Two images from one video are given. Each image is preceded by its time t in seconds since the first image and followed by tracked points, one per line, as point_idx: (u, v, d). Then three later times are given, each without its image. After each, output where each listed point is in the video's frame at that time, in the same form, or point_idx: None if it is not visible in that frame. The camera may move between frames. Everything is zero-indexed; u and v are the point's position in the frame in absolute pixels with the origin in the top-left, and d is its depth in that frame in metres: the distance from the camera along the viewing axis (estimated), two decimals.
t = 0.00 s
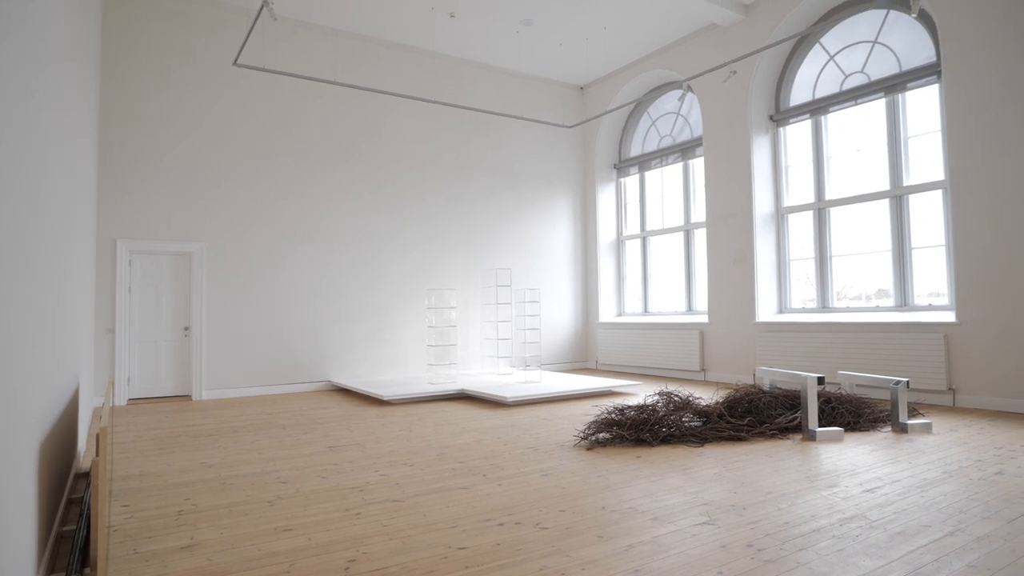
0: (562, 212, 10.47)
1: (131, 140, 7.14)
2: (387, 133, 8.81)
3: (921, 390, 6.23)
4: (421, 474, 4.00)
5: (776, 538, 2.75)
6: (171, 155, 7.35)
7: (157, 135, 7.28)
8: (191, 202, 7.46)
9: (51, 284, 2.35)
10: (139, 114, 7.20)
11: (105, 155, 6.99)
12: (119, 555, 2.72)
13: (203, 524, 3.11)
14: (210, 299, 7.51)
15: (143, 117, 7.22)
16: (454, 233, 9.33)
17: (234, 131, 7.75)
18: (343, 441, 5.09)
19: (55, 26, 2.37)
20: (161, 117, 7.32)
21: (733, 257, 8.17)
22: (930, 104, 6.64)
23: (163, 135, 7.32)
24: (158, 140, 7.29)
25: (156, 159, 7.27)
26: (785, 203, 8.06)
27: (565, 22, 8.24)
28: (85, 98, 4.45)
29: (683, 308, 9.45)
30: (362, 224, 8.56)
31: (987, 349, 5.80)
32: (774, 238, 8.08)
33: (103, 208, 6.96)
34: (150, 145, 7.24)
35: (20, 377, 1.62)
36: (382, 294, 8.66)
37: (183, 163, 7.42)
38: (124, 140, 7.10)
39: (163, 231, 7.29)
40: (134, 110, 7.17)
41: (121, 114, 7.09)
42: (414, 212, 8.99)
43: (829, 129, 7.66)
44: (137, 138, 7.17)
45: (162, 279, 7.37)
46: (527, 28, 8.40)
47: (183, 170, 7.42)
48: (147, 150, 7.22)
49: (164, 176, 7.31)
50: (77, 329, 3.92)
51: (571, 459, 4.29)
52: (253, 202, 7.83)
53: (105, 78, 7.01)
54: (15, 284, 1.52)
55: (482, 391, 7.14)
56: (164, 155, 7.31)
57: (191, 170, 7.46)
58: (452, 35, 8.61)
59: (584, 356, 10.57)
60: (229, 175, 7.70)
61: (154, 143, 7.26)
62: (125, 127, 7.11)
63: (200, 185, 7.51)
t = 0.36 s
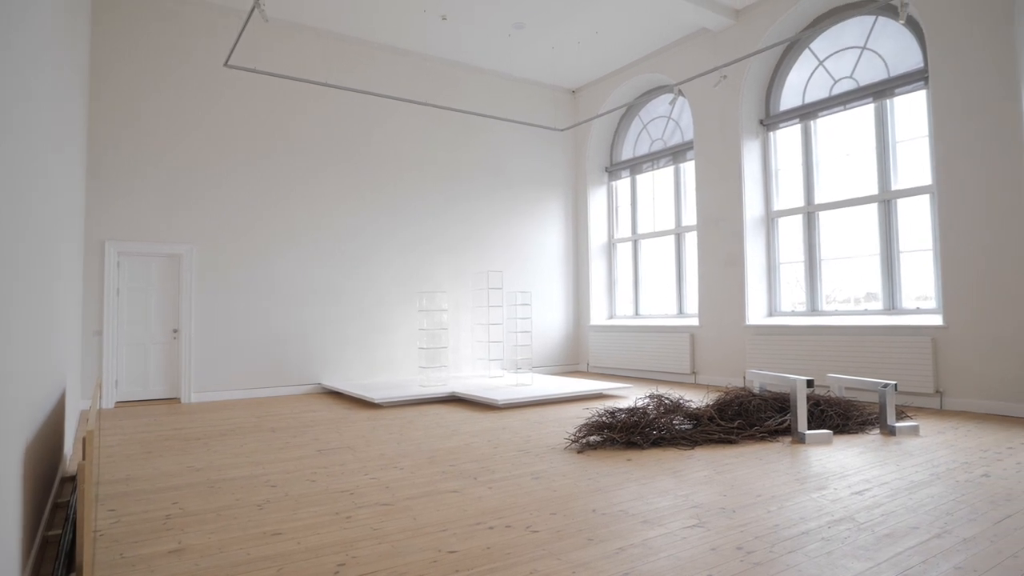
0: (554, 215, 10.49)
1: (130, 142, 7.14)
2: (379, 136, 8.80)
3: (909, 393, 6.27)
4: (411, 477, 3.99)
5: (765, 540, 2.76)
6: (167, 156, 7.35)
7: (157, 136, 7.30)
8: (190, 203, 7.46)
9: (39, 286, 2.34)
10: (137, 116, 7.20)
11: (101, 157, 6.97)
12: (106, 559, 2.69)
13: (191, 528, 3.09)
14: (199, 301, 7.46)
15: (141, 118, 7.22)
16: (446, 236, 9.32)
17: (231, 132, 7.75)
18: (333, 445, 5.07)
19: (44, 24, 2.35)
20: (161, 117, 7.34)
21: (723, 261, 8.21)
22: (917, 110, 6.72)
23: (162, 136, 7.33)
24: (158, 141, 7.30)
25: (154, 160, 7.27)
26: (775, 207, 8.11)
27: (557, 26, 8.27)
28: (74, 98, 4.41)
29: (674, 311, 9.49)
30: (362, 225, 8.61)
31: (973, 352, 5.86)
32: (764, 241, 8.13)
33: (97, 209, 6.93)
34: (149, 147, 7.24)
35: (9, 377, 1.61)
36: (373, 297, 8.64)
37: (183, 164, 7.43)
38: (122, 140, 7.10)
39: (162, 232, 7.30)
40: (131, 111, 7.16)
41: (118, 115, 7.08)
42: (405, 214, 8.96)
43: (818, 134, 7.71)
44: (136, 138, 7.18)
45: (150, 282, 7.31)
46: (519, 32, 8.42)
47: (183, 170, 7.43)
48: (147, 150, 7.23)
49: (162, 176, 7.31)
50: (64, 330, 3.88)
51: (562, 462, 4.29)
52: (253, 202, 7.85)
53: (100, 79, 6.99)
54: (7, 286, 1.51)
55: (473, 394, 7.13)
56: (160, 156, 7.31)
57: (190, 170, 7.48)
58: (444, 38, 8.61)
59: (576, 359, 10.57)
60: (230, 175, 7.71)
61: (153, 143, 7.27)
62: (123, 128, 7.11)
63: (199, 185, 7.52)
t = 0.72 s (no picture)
0: (545, 218, 10.50)
1: (130, 142, 7.16)
2: (369, 138, 8.78)
3: (896, 396, 6.33)
4: (401, 480, 3.97)
5: (754, 543, 2.78)
6: (165, 157, 7.35)
7: (157, 136, 7.32)
8: (184, 203, 7.45)
9: (24, 288, 2.31)
10: (137, 115, 7.21)
11: (102, 157, 6.99)
12: (91, 564, 2.66)
13: (178, 532, 3.06)
14: (187, 303, 7.40)
15: (140, 117, 7.23)
16: (437, 238, 9.31)
17: (228, 132, 7.76)
18: (323, 448, 5.05)
19: (31, 23, 2.33)
20: (161, 117, 7.36)
21: (713, 264, 8.25)
22: (905, 116, 6.79)
23: (162, 136, 7.35)
24: (158, 141, 7.32)
25: (154, 160, 7.29)
26: (764, 211, 8.17)
27: (548, 29, 8.29)
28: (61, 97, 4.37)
29: (664, 314, 9.53)
30: (362, 224, 8.66)
31: (958, 355, 5.92)
32: (753, 245, 8.18)
33: (95, 208, 6.93)
34: (149, 147, 7.27)
35: None
36: (363, 299, 8.61)
37: (184, 163, 7.46)
38: (123, 139, 7.12)
39: (162, 231, 7.31)
40: (131, 112, 7.18)
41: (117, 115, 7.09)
42: (396, 216, 8.95)
43: (807, 139, 7.77)
44: (136, 137, 7.19)
45: (138, 283, 7.25)
46: (510, 35, 8.44)
47: (184, 170, 7.46)
48: (147, 150, 7.25)
49: (163, 175, 7.34)
50: (51, 332, 3.83)
51: (551, 465, 4.30)
52: (253, 202, 7.88)
53: (99, 79, 7.00)
54: None
55: (463, 397, 7.12)
56: (159, 157, 7.32)
57: (192, 170, 7.51)
58: (436, 40, 8.61)
59: (566, 362, 10.58)
60: (229, 175, 7.74)
61: (153, 143, 7.29)
62: (123, 128, 7.13)
63: (200, 185, 7.55)
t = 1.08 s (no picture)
0: (536, 220, 10.51)
1: (132, 142, 7.19)
2: (360, 139, 8.76)
3: (883, 399, 6.38)
4: (390, 483, 3.96)
5: (741, 545, 2.79)
6: (163, 151, 7.36)
7: (155, 136, 7.33)
8: (173, 204, 7.40)
9: (12, 290, 2.29)
10: (138, 115, 7.24)
11: (106, 157, 7.04)
12: (75, 569, 2.63)
13: (165, 536, 3.04)
14: (175, 306, 7.35)
15: (140, 117, 7.25)
16: (428, 241, 9.29)
17: (220, 133, 7.74)
18: (312, 450, 5.02)
19: (17, 20, 2.30)
20: (162, 116, 7.38)
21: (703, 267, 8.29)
22: (892, 121, 6.86)
23: (163, 136, 7.38)
24: (156, 141, 7.33)
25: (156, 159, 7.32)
26: (753, 215, 8.22)
27: (539, 33, 8.31)
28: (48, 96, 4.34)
29: (654, 317, 9.57)
30: (357, 225, 8.67)
31: (944, 357, 5.97)
32: (742, 248, 8.23)
33: (90, 208, 6.92)
34: (155, 146, 7.33)
35: None
36: (353, 302, 8.58)
37: (183, 163, 7.48)
38: (127, 138, 7.17)
39: (154, 232, 7.28)
40: (134, 110, 7.22)
41: (119, 116, 7.13)
42: (386, 218, 8.93)
43: (795, 143, 7.83)
44: (140, 136, 7.24)
45: (125, 284, 7.19)
46: (501, 37, 8.45)
47: (181, 171, 7.46)
48: (148, 151, 7.28)
49: (155, 176, 7.31)
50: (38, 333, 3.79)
51: (541, 468, 4.30)
52: (247, 204, 7.87)
53: (99, 79, 7.02)
54: None
55: (453, 399, 7.11)
56: (163, 157, 7.37)
57: (190, 170, 7.52)
58: (427, 42, 8.61)
59: (556, 365, 10.58)
60: (226, 176, 7.74)
61: (153, 143, 7.31)
62: (124, 128, 7.15)
63: (202, 184, 7.58)
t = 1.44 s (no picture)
0: (524, 223, 10.52)
1: (131, 142, 7.21)
2: (348, 141, 8.74)
3: (866, 400, 6.44)
4: (376, 487, 3.94)
5: (727, 546, 2.81)
6: (154, 151, 7.34)
7: (156, 136, 7.36)
8: (157, 206, 7.33)
9: None
10: (137, 114, 7.26)
11: (107, 157, 7.05)
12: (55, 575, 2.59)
13: (148, 541, 3.00)
14: (159, 308, 7.27)
15: (140, 117, 7.28)
16: (415, 243, 9.27)
17: (208, 134, 7.69)
18: (298, 454, 4.99)
19: None
20: (162, 116, 7.41)
21: (689, 270, 8.34)
22: (876, 126, 6.94)
23: (163, 135, 7.40)
24: (158, 141, 7.37)
25: (159, 158, 7.37)
26: (739, 218, 8.28)
27: (527, 36, 8.34)
28: (29, 96, 4.28)
29: (641, 319, 9.61)
30: (345, 227, 8.64)
31: (926, 359, 6.05)
32: (728, 250, 8.29)
33: (78, 209, 6.87)
34: (158, 146, 7.36)
35: None
36: (340, 305, 8.54)
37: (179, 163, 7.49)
38: (128, 138, 7.19)
39: (139, 234, 7.21)
40: (135, 110, 7.24)
41: (120, 115, 7.16)
42: (373, 221, 8.89)
43: (781, 147, 7.90)
44: (143, 136, 7.28)
45: (108, 286, 7.10)
46: (489, 40, 8.46)
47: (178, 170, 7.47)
48: (148, 151, 7.30)
49: (139, 177, 7.23)
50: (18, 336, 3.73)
51: (528, 470, 4.30)
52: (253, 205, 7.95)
53: (95, 80, 7.02)
54: None
55: (440, 401, 7.09)
56: (164, 156, 7.40)
57: (189, 170, 7.54)
58: (415, 44, 8.61)
59: (544, 367, 10.59)
60: (229, 175, 7.81)
61: (153, 143, 7.34)
62: (125, 128, 7.18)
63: (202, 184, 7.61)
